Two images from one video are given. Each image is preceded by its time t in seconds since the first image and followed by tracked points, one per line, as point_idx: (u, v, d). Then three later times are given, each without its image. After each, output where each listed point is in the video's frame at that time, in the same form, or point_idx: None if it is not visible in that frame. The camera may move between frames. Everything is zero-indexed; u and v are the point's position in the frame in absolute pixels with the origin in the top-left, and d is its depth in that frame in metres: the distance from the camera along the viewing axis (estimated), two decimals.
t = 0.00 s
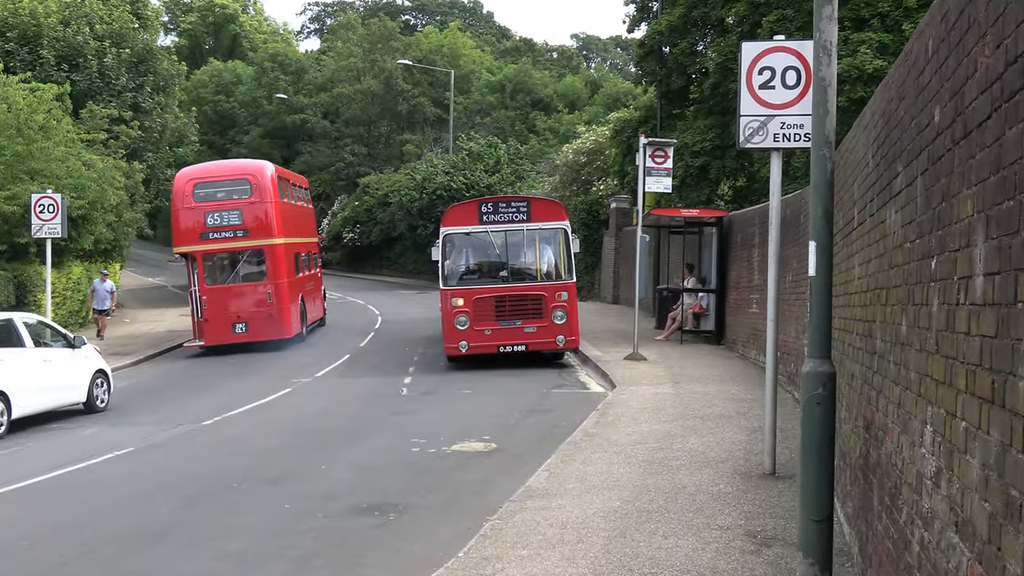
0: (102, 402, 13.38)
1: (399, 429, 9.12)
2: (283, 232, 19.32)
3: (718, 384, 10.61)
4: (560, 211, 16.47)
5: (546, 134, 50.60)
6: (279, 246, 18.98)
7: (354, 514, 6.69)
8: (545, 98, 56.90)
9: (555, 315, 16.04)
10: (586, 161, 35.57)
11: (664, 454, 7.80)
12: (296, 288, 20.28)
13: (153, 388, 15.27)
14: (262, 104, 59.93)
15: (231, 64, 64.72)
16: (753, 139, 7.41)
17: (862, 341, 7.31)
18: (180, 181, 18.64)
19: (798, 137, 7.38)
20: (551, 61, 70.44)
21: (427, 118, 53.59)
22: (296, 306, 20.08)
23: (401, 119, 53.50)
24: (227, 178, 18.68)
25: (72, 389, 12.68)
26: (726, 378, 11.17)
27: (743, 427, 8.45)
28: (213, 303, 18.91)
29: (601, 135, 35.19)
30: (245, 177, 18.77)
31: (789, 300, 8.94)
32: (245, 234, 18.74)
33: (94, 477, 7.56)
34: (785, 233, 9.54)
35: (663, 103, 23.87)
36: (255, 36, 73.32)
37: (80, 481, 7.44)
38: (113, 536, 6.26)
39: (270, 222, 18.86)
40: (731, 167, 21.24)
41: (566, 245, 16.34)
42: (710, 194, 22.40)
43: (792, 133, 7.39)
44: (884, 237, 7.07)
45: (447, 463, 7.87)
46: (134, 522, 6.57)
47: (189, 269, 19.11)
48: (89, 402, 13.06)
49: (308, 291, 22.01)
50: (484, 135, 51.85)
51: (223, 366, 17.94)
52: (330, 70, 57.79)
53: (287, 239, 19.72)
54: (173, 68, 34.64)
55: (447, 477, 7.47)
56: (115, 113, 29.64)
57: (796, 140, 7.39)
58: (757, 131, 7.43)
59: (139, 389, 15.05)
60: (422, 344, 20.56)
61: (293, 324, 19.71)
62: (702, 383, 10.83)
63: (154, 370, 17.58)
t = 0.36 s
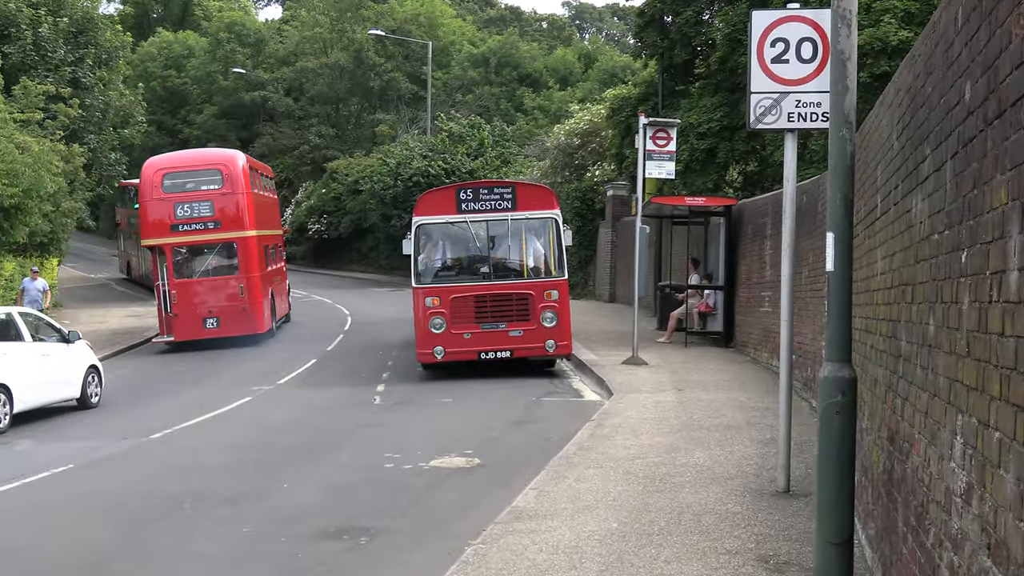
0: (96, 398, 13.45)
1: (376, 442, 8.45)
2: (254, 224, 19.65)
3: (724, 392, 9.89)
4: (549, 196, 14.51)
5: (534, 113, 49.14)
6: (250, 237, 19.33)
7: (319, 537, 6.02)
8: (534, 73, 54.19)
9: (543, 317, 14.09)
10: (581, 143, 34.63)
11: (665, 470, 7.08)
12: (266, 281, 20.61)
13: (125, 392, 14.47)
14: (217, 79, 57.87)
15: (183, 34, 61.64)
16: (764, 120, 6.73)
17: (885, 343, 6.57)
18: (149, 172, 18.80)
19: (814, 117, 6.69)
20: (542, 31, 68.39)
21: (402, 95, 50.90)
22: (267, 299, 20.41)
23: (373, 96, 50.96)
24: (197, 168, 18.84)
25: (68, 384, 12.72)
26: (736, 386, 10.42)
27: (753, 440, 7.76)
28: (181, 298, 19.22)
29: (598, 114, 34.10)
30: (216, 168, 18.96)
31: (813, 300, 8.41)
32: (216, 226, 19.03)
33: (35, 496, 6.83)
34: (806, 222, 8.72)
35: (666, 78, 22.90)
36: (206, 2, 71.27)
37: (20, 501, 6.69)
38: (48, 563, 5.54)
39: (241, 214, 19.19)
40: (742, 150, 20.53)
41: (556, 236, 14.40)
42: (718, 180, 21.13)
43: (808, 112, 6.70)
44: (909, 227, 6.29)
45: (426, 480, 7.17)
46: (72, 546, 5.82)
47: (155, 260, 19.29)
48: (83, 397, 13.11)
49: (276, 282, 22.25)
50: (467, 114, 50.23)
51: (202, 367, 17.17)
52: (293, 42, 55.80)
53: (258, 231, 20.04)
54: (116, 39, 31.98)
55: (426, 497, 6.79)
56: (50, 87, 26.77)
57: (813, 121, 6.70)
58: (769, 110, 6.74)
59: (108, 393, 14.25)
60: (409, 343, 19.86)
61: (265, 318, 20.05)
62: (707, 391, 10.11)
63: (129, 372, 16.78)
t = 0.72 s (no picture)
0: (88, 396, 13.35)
1: (354, 460, 7.85)
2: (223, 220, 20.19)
3: (731, 406, 9.30)
4: (535, 185, 13.39)
5: (524, 95, 48.13)
6: (217, 233, 19.90)
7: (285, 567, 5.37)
8: (523, 51, 53.82)
9: (531, 324, 12.97)
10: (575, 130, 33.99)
11: (669, 492, 6.46)
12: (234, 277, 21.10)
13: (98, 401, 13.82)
14: (172, 59, 56.08)
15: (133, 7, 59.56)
16: (778, 104, 6.08)
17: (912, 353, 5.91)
18: (116, 167, 19.41)
19: (834, 100, 6.03)
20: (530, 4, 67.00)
21: (376, 76, 49.02)
22: (235, 296, 20.85)
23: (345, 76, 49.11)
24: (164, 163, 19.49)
25: (62, 382, 12.63)
26: (743, 398, 9.84)
27: (764, 460, 7.14)
28: (147, 294, 19.70)
29: (595, 97, 33.29)
30: (184, 162, 19.67)
31: (835, 312, 7.92)
32: (183, 221, 19.63)
33: None
34: (832, 217, 7.96)
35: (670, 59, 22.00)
36: None
37: None
38: None
39: (210, 209, 19.75)
40: (753, 137, 19.87)
41: (546, 231, 13.28)
42: (727, 171, 20.59)
43: (826, 95, 6.04)
44: (938, 222, 5.44)
45: (405, 503, 6.56)
46: None
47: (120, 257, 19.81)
48: (75, 396, 13.00)
49: (244, 279, 22.63)
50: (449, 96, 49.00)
51: (184, 373, 16.57)
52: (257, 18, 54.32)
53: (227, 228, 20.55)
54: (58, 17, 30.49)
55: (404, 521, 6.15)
56: None
57: (831, 105, 6.04)
58: (783, 93, 6.08)
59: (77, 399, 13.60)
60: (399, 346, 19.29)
61: (233, 314, 20.49)
62: (713, 404, 9.51)
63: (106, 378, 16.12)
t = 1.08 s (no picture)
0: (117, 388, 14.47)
1: (348, 468, 7.70)
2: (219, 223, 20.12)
3: (734, 412, 9.16)
4: (525, 182, 13.20)
5: (520, 92, 47.96)
6: (214, 236, 19.82)
7: None
8: (520, 47, 53.74)
9: (525, 333, 12.77)
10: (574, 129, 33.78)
11: (670, 501, 6.30)
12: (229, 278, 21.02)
13: (92, 406, 13.65)
14: (155, 54, 55.46)
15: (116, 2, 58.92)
16: (782, 102, 5.91)
17: (920, 356, 5.74)
18: (114, 171, 19.20)
19: (839, 98, 5.87)
20: None
21: (368, 73, 48.85)
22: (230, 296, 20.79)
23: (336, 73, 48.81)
24: (162, 167, 19.33)
25: (94, 376, 13.73)
26: (745, 404, 9.71)
27: (766, 468, 7.00)
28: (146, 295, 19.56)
29: (593, 95, 33.14)
30: (180, 166, 19.49)
31: (841, 316, 7.78)
32: (181, 224, 19.48)
33: None
34: (835, 216, 7.77)
35: (671, 55, 21.74)
36: None
37: None
38: None
39: (207, 213, 19.65)
40: (756, 136, 19.68)
41: (539, 233, 13.11)
42: (731, 171, 20.41)
43: (831, 93, 5.88)
44: (947, 223, 5.26)
45: (400, 512, 6.42)
46: None
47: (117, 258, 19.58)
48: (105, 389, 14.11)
49: (233, 279, 22.55)
50: (444, 93, 48.81)
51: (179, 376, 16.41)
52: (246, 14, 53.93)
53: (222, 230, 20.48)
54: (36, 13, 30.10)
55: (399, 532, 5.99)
56: None
57: (836, 103, 5.89)
58: (787, 91, 5.91)
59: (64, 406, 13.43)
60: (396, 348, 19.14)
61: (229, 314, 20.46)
62: (716, 411, 9.36)
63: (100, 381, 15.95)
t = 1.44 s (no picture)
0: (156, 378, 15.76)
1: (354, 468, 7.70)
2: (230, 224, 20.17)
3: (740, 413, 9.14)
4: (523, 179, 13.18)
5: (524, 93, 47.91)
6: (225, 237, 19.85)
7: None
8: (524, 48, 53.66)
9: (524, 338, 12.75)
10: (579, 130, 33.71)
11: (674, 502, 6.30)
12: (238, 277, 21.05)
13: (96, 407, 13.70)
14: (162, 55, 55.53)
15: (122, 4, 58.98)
16: (786, 102, 5.90)
17: (925, 357, 5.74)
18: (128, 174, 19.27)
19: (843, 98, 5.85)
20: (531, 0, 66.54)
21: (372, 73, 48.81)
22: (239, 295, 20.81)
23: (340, 74, 48.84)
24: (174, 171, 19.39)
25: (138, 365, 15.07)
26: (749, 404, 9.69)
27: (771, 467, 6.99)
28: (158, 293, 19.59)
29: (598, 95, 33.09)
30: (191, 170, 19.55)
31: (847, 316, 7.75)
32: (193, 225, 19.51)
33: None
34: (840, 214, 7.76)
35: (676, 54, 21.68)
36: None
37: None
38: None
39: (218, 215, 19.71)
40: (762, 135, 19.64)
41: (538, 231, 13.11)
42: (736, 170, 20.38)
43: (836, 93, 5.86)
44: (952, 223, 5.24)
45: (406, 513, 6.42)
46: None
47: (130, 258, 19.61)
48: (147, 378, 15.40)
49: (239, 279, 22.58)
50: (448, 93, 48.81)
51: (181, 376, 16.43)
52: (250, 15, 53.92)
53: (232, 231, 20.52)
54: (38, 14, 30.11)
55: (405, 532, 6.00)
56: None
57: (840, 102, 5.86)
58: (791, 91, 5.90)
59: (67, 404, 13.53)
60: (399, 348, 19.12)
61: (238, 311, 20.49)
62: (721, 411, 9.33)
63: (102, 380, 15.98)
